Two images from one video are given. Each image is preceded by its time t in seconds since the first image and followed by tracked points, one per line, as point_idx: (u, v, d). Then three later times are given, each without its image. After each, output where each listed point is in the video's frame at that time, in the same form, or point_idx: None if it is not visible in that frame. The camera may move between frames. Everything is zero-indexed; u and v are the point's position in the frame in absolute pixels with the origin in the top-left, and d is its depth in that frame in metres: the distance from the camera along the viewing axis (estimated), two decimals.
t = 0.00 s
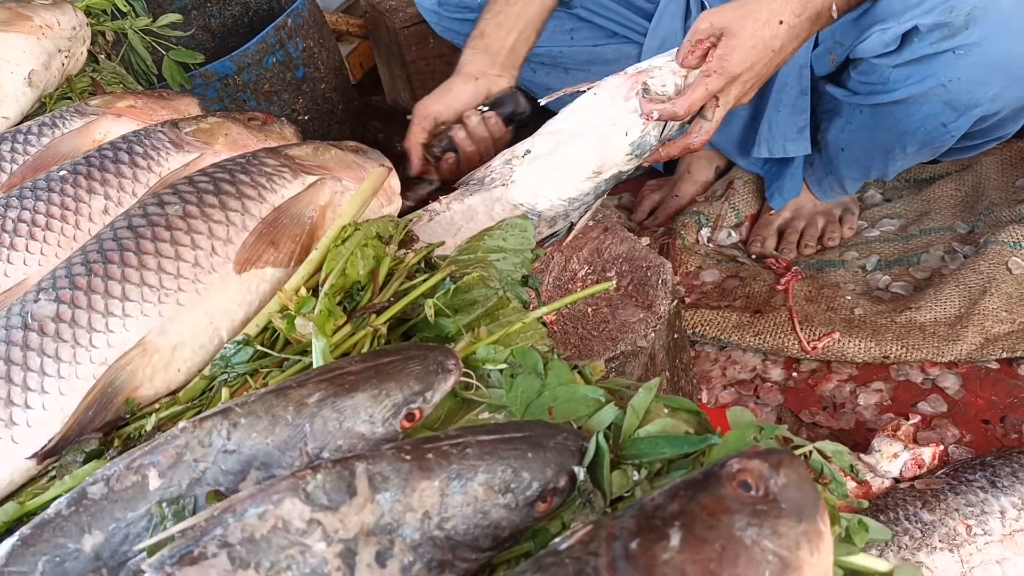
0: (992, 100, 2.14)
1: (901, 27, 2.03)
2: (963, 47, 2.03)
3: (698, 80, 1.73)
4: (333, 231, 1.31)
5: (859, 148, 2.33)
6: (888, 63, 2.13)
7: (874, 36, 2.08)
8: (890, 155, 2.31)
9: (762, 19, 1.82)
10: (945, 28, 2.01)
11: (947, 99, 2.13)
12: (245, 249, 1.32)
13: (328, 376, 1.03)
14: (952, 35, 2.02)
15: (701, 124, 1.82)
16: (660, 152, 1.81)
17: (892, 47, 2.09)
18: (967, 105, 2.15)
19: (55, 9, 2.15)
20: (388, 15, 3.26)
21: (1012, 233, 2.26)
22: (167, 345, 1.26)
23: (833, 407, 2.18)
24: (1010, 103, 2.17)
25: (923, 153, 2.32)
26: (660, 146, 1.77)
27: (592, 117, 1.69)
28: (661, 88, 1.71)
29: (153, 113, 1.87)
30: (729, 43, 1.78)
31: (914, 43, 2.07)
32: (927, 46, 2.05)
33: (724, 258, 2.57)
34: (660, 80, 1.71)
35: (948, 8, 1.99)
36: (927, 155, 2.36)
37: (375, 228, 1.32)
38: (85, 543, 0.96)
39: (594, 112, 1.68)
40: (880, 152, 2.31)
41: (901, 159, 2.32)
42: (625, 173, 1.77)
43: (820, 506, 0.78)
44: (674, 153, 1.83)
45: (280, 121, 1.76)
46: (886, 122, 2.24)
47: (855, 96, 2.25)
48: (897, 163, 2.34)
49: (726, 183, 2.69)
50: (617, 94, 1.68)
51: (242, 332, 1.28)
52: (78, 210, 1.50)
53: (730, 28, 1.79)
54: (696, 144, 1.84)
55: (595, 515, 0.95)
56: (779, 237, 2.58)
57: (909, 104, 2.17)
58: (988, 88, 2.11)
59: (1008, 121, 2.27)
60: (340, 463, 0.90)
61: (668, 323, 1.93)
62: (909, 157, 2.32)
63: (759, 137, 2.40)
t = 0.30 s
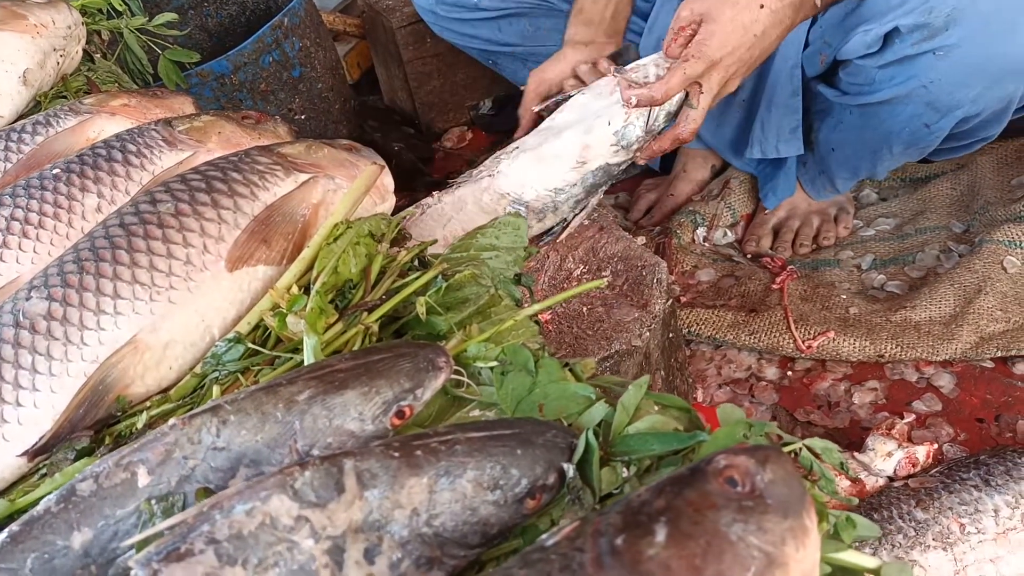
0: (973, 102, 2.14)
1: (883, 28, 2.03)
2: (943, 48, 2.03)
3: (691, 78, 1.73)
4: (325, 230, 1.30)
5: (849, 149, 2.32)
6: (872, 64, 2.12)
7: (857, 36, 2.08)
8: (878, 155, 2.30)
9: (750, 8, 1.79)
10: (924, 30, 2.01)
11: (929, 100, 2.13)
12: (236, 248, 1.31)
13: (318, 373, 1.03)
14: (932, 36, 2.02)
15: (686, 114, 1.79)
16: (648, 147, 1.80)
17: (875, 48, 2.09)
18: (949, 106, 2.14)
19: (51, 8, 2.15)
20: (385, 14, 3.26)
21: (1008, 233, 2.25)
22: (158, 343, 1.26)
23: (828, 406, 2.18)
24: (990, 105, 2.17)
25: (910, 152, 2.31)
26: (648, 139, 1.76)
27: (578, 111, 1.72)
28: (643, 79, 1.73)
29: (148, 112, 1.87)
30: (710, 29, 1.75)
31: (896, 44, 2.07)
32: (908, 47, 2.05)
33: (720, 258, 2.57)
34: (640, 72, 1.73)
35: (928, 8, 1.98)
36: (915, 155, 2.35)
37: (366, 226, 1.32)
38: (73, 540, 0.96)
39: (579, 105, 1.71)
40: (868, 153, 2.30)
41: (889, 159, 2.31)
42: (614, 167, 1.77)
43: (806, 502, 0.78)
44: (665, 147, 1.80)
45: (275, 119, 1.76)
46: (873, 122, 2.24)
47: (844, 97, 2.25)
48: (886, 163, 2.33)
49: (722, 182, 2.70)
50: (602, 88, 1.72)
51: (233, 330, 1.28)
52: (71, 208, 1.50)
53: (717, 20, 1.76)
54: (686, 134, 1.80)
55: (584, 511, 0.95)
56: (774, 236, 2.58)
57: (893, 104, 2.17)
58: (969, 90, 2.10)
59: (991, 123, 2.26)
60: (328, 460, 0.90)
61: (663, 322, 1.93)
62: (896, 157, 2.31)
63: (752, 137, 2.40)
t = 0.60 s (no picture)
0: (955, 105, 2.13)
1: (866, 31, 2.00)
2: (924, 51, 2.02)
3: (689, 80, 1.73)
4: (324, 230, 1.30)
5: (841, 149, 2.32)
6: (857, 66, 2.10)
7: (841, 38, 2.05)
8: (868, 156, 2.30)
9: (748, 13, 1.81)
10: (906, 33, 1.99)
11: (913, 102, 2.12)
12: (236, 248, 1.31)
13: (317, 373, 1.03)
14: (913, 39, 2.00)
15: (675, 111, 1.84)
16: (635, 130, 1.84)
17: (859, 50, 2.06)
18: (932, 109, 2.13)
19: (50, 8, 2.15)
20: (385, 14, 3.26)
21: (1007, 233, 2.25)
22: (158, 342, 1.26)
23: (827, 406, 2.18)
24: (971, 108, 2.17)
25: (899, 153, 2.30)
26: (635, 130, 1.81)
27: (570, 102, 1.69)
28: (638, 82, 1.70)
29: (147, 111, 1.87)
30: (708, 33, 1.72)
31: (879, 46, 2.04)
32: (890, 50, 2.03)
33: (719, 258, 2.57)
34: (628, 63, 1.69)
35: (910, 12, 1.96)
36: (904, 155, 2.34)
37: (366, 225, 1.33)
38: (73, 539, 0.96)
39: (571, 96, 1.69)
40: (858, 153, 2.29)
41: (879, 160, 2.30)
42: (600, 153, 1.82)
43: (804, 501, 0.78)
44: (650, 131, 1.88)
45: (274, 119, 1.76)
46: (860, 124, 2.22)
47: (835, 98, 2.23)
48: (877, 163, 2.32)
49: (722, 182, 2.70)
50: (593, 78, 1.69)
51: (232, 330, 1.28)
52: (70, 208, 1.50)
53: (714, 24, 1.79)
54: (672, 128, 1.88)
55: (583, 510, 0.94)
56: (774, 236, 2.58)
57: (878, 107, 2.16)
58: (950, 93, 2.09)
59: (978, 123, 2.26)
60: (327, 459, 0.90)
61: (662, 321, 1.93)
62: (886, 158, 2.30)
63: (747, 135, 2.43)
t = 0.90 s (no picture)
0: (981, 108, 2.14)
1: (893, 33, 2.00)
2: (954, 55, 2.03)
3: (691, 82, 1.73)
4: (327, 230, 1.30)
5: (854, 150, 2.32)
6: (881, 66, 2.10)
7: (867, 39, 2.06)
8: (881, 157, 2.31)
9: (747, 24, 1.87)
10: (935, 36, 2.00)
11: (938, 105, 2.13)
12: (239, 248, 1.31)
13: (322, 374, 1.02)
14: (942, 42, 2.01)
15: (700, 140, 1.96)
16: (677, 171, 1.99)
17: (884, 51, 2.07)
18: (957, 111, 2.14)
19: (52, 8, 2.14)
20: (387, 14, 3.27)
21: (1011, 233, 2.25)
22: (161, 343, 1.25)
23: (831, 406, 2.18)
24: (998, 110, 2.18)
25: (914, 155, 2.32)
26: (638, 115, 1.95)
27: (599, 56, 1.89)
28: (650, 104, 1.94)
29: (149, 111, 1.87)
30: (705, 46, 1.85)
31: (906, 48, 2.05)
32: (917, 52, 2.04)
33: (722, 258, 2.57)
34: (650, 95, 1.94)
35: (940, 16, 1.97)
36: (918, 158, 2.36)
37: (370, 226, 1.33)
38: (76, 541, 0.96)
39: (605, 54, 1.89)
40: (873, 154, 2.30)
41: (894, 161, 2.32)
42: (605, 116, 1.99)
43: (814, 504, 0.78)
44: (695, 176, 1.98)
45: (277, 119, 1.76)
46: (880, 125, 2.23)
47: (850, 98, 2.23)
48: (889, 166, 2.35)
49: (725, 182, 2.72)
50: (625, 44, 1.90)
51: (236, 331, 1.27)
52: (73, 208, 1.49)
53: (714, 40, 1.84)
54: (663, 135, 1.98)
55: (590, 512, 0.93)
56: (777, 236, 2.57)
57: (899, 108, 2.17)
58: (976, 96, 2.11)
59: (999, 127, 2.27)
60: (333, 461, 0.89)
61: (666, 322, 1.93)
62: (900, 160, 2.33)
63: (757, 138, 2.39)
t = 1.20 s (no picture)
0: (979, 106, 2.14)
1: (889, 33, 2.01)
2: (949, 54, 2.03)
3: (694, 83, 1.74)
4: (333, 231, 1.30)
5: (856, 151, 2.32)
6: (878, 65, 2.11)
7: (863, 39, 2.06)
8: (883, 157, 2.31)
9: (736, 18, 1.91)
10: (929, 35, 2.00)
11: (936, 103, 2.13)
12: (245, 249, 1.32)
13: (329, 374, 1.03)
14: (937, 42, 2.01)
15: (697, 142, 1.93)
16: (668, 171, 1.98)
17: (882, 51, 2.07)
18: (955, 110, 2.14)
19: (56, 8, 2.14)
20: (389, 14, 3.28)
21: (1014, 233, 2.25)
22: (167, 344, 1.26)
23: (835, 406, 2.18)
24: (997, 107, 2.17)
25: (915, 155, 2.32)
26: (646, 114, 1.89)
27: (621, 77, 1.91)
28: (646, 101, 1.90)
29: (154, 112, 1.87)
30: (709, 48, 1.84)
31: (902, 48, 2.05)
32: (913, 52, 2.04)
33: (725, 258, 2.57)
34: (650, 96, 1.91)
35: (934, 15, 1.97)
36: (920, 157, 2.36)
37: (375, 227, 1.33)
38: (85, 541, 0.96)
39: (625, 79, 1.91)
40: (873, 154, 2.30)
41: (895, 161, 2.33)
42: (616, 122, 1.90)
43: (819, 504, 0.78)
44: (682, 176, 1.98)
45: (281, 119, 1.77)
46: (881, 124, 2.23)
47: (851, 98, 2.24)
48: (891, 166, 2.35)
49: (728, 182, 2.72)
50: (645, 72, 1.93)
51: (242, 331, 1.28)
52: (79, 209, 1.50)
53: (709, 44, 1.89)
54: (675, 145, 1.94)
55: (596, 513, 0.94)
56: (781, 236, 2.58)
57: (898, 107, 2.17)
58: (973, 94, 2.11)
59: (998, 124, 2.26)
60: (341, 462, 0.90)
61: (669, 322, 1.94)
62: (902, 160, 2.33)
63: (760, 141, 2.40)
